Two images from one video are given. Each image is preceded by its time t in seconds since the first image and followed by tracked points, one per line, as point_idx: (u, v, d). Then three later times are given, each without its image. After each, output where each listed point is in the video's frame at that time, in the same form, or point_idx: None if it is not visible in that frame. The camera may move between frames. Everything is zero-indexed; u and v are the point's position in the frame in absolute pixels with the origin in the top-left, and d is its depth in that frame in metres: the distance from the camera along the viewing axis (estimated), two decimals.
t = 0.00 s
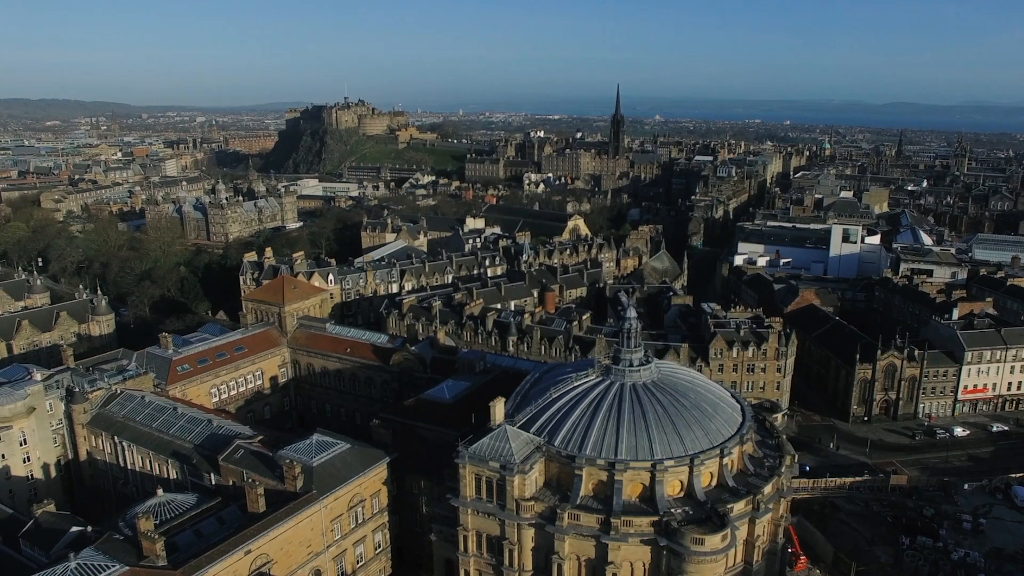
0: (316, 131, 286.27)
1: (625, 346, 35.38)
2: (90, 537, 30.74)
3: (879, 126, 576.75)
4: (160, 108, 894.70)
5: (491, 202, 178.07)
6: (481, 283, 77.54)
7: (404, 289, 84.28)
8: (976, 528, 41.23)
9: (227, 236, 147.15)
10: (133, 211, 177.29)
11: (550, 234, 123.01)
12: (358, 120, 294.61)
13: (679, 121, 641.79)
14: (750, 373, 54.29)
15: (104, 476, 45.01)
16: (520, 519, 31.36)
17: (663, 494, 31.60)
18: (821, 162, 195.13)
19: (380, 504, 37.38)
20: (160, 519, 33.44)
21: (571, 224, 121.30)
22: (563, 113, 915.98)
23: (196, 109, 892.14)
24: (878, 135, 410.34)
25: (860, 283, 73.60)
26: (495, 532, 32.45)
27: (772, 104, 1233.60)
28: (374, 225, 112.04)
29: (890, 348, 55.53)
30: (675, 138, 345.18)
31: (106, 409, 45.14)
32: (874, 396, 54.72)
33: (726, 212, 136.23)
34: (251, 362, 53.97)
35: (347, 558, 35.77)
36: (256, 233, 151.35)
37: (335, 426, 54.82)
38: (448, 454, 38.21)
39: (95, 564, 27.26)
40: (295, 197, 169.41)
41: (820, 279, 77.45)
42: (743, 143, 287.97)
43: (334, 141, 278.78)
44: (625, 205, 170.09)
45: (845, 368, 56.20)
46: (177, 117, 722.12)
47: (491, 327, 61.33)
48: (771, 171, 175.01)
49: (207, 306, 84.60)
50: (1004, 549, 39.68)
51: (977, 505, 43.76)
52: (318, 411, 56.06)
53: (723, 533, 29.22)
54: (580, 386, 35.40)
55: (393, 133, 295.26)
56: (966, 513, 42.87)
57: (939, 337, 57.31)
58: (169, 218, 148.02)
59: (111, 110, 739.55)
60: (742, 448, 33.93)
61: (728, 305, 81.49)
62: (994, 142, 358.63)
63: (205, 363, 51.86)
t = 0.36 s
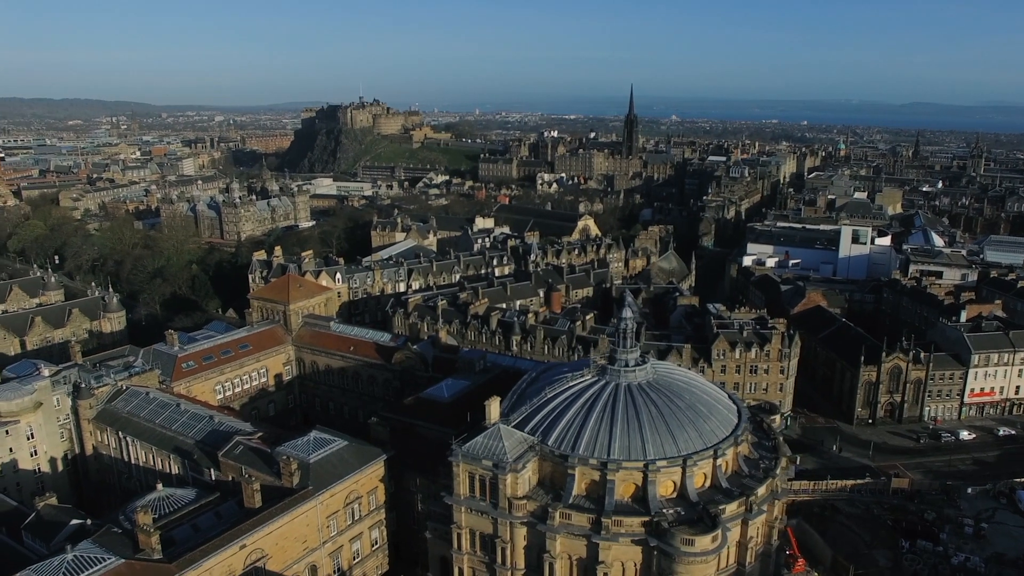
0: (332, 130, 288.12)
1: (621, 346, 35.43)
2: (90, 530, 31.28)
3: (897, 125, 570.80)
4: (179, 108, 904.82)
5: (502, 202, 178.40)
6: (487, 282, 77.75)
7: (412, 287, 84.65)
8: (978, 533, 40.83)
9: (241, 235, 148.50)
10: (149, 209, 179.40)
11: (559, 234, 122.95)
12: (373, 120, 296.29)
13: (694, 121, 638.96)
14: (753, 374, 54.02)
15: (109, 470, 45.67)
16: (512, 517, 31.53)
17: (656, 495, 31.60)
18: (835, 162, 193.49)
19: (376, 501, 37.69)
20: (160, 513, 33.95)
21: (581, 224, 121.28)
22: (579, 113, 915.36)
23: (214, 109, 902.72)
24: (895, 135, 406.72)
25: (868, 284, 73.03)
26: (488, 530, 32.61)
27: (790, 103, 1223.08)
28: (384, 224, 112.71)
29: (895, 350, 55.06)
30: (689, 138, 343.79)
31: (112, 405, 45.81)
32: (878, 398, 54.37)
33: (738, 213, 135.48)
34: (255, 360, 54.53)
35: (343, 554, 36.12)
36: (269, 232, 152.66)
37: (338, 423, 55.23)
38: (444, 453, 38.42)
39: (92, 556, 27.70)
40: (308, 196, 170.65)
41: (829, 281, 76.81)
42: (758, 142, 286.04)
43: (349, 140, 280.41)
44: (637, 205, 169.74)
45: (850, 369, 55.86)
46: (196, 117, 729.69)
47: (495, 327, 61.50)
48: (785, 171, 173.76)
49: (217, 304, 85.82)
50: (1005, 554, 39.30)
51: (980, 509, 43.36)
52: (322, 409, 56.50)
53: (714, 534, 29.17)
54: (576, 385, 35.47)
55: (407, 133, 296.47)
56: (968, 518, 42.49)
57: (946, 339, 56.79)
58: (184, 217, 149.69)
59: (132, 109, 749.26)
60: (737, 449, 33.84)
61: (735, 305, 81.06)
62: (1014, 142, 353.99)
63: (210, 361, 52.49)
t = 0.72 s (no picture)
0: (344, 130, 289.62)
1: (616, 347, 35.44)
2: (88, 524, 31.72)
3: (913, 126, 565.93)
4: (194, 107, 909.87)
5: (512, 201, 178.57)
6: (492, 282, 77.88)
7: (417, 287, 84.92)
8: (978, 537, 40.51)
9: (251, 234, 149.57)
10: (161, 208, 181.09)
11: (567, 234, 122.84)
12: (385, 120, 297.47)
13: (708, 121, 636.52)
14: (754, 375, 53.78)
15: (113, 467, 46.17)
16: (504, 516, 31.65)
17: (648, 495, 31.60)
18: (848, 163, 192.08)
19: (373, 499, 37.94)
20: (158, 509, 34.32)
21: (589, 224, 121.18)
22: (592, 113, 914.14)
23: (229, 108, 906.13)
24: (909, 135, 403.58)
25: (875, 285, 72.52)
26: (481, 529, 32.76)
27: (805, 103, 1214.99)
28: (392, 224, 113.17)
29: (899, 352, 54.66)
30: (701, 138, 342.71)
31: (115, 402, 46.33)
32: (881, 400, 53.99)
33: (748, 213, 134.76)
34: (258, 358, 54.97)
35: (339, 551, 36.39)
36: (279, 231, 153.59)
37: (340, 421, 55.51)
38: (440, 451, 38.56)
39: (87, 550, 28.06)
40: (318, 195, 171.54)
41: (835, 282, 76.30)
42: (771, 143, 283.84)
43: (361, 139, 281.63)
44: (647, 205, 169.33)
45: (853, 371, 55.52)
46: (212, 116, 736.04)
47: (498, 327, 61.65)
48: (797, 172, 172.54)
49: (225, 302, 86.43)
50: (1005, 558, 38.98)
51: (981, 514, 43.01)
52: (324, 407, 56.79)
53: (704, 536, 29.13)
54: (570, 385, 35.53)
55: (419, 133, 297.33)
56: (969, 522, 42.17)
57: (951, 342, 56.32)
58: (195, 216, 150.93)
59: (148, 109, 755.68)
60: (731, 451, 33.75)
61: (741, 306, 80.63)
62: None
63: (213, 359, 52.95)
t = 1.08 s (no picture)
0: (358, 129, 291.02)
1: (611, 347, 35.45)
2: (86, 519, 32.17)
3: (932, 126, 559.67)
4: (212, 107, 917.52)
5: (524, 201, 178.66)
6: (497, 282, 78.01)
7: (424, 286, 85.19)
8: (979, 542, 40.14)
9: (263, 233, 150.76)
10: (176, 206, 182.92)
11: (577, 234, 122.71)
12: (399, 119, 298.64)
13: (723, 121, 633.27)
14: (757, 377, 53.51)
15: (116, 462, 46.72)
16: (496, 515, 31.76)
17: (640, 496, 31.59)
18: (863, 163, 190.34)
19: (369, 496, 38.21)
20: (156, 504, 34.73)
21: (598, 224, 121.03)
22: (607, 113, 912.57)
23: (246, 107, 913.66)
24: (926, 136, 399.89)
25: (883, 287, 71.92)
26: (474, 527, 32.89)
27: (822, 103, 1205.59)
28: (401, 223, 113.68)
29: (904, 355, 54.20)
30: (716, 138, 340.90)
31: (120, 398, 46.92)
32: (886, 403, 53.56)
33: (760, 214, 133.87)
34: (262, 356, 55.46)
35: (335, 548, 36.69)
36: (291, 230, 154.57)
37: (343, 419, 55.86)
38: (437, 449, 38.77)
39: (83, 544, 28.46)
40: (330, 195, 172.39)
41: (843, 283, 75.71)
42: (785, 143, 281.57)
43: (375, 139, 282.89)
44: (658, 205, 168.67)
45: (857, 373, 55.12)
46: (229, 115, 742.20)
47: (501, 326, 61.82)
48: (810, 172, 171.16)
49: (234, 300, 87.14)
50: (1006, 564, 38.56)
51: (984, 518, 42.58)
52: (327, 405, 57.13)
53: (694, 537, 29.07)
54: (565, 386, 35.59)
55: (433, 132, 298.05)
56: (971, 526, 41.77)
57: (957, 344, 55.78)
58: (208, 215, 152.26)
59: (167, 108, 763.35)
60: (725, 452, 33.65)
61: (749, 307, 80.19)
62: None
63: (217, 356, 53.50)
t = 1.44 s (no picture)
0: (373, 129, 292.39)
1: (608, 348, 35.46)
2: (86, 512, 32.66)
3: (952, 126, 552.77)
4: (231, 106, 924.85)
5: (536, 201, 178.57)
6: (504, 282, 78.14)
7: (431, 285, 85.45)
8: (980, 548, 39.72)
9: (276, 232, 152.05)
10: (191, 205, 184.89)
11: (587, 234, 122.57)
12: (414, 119, 299.86)
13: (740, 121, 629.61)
14: (760, 379, 53.25)
15: (121, 457, 47.35)
16: (489, 515, 31.89)
17: (633, 497, 31.56)
18: (879, 164, 188.24)
19: (367, 494, 38.52)
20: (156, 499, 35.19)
21: (608, 224, 120.82)
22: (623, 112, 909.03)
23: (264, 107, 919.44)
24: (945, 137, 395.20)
25: (892, 289, 71.25)
26: (468, 526, 33.03)
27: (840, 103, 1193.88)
28: (411, 223, 114.19)
29: (910, 357, 53.67)
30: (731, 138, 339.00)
31: (126, 394, 47.54)
32: (891, 406, 53.10)
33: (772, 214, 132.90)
34: (267, 354, 55.99)
35: (331, 545, 37.01)
36: (303, 229, 155.56)
37: (347, 417, 56.24)
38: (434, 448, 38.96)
39: (80, 537, 28.89)
40: (343, 194, 173.30)
41: (852, 285, 75.02)
42: (801, 143, 279.12)
43: (390, 139, 284.04)
44: (671, 205, 167.85)
45: (863, 376, 54.70)
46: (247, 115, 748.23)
47: (505, 326, 61.92)
48: (824, 173, 169.68)
49: (244, 298, 87.97)
50: (1007, 570, 38.12)
51: (987, 523, 42.11)
52: (332, 403, 57.52)
53: (685, 539, 29.02)
54: (561, 386, 35.63)
55: (447, 132, 298.71)
56: (973, 532, 41.29)
57: (965, 348, 55.19)
58: (222, 214, 153.68)
59: (186, 108, 770.60)
60: (720, 454, 33.53)
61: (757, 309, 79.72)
62: None
63: (222, 354, 54.06)
